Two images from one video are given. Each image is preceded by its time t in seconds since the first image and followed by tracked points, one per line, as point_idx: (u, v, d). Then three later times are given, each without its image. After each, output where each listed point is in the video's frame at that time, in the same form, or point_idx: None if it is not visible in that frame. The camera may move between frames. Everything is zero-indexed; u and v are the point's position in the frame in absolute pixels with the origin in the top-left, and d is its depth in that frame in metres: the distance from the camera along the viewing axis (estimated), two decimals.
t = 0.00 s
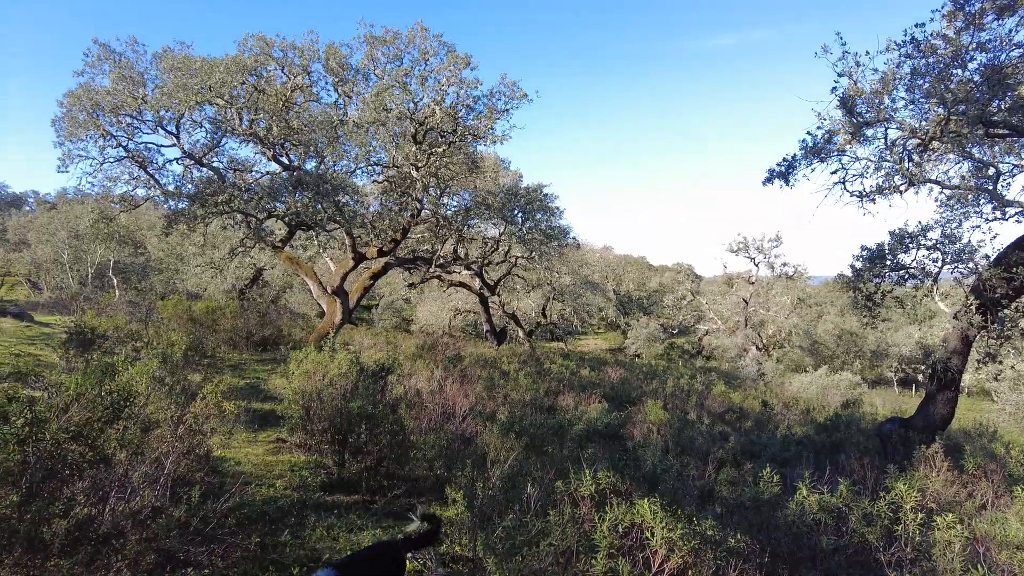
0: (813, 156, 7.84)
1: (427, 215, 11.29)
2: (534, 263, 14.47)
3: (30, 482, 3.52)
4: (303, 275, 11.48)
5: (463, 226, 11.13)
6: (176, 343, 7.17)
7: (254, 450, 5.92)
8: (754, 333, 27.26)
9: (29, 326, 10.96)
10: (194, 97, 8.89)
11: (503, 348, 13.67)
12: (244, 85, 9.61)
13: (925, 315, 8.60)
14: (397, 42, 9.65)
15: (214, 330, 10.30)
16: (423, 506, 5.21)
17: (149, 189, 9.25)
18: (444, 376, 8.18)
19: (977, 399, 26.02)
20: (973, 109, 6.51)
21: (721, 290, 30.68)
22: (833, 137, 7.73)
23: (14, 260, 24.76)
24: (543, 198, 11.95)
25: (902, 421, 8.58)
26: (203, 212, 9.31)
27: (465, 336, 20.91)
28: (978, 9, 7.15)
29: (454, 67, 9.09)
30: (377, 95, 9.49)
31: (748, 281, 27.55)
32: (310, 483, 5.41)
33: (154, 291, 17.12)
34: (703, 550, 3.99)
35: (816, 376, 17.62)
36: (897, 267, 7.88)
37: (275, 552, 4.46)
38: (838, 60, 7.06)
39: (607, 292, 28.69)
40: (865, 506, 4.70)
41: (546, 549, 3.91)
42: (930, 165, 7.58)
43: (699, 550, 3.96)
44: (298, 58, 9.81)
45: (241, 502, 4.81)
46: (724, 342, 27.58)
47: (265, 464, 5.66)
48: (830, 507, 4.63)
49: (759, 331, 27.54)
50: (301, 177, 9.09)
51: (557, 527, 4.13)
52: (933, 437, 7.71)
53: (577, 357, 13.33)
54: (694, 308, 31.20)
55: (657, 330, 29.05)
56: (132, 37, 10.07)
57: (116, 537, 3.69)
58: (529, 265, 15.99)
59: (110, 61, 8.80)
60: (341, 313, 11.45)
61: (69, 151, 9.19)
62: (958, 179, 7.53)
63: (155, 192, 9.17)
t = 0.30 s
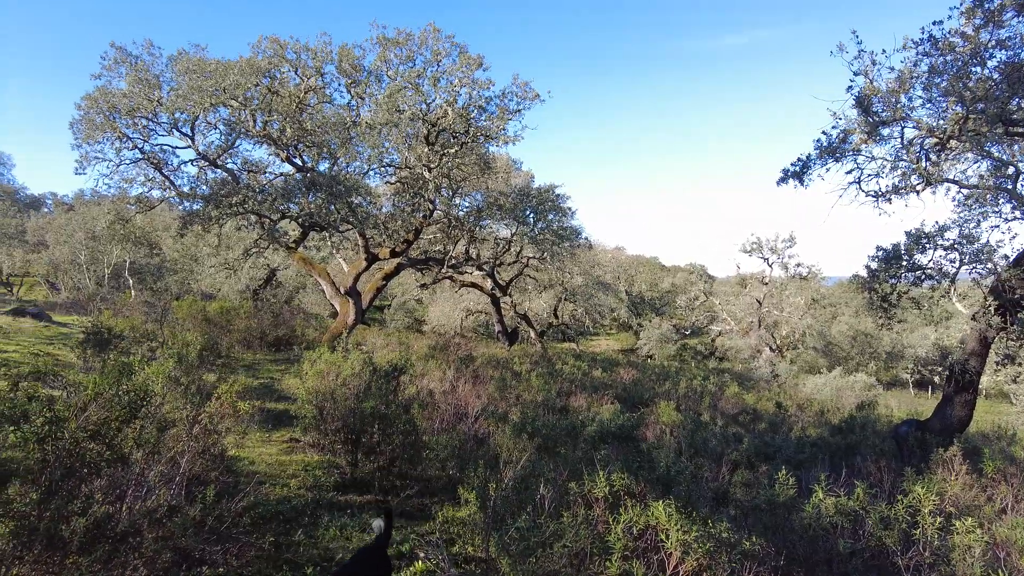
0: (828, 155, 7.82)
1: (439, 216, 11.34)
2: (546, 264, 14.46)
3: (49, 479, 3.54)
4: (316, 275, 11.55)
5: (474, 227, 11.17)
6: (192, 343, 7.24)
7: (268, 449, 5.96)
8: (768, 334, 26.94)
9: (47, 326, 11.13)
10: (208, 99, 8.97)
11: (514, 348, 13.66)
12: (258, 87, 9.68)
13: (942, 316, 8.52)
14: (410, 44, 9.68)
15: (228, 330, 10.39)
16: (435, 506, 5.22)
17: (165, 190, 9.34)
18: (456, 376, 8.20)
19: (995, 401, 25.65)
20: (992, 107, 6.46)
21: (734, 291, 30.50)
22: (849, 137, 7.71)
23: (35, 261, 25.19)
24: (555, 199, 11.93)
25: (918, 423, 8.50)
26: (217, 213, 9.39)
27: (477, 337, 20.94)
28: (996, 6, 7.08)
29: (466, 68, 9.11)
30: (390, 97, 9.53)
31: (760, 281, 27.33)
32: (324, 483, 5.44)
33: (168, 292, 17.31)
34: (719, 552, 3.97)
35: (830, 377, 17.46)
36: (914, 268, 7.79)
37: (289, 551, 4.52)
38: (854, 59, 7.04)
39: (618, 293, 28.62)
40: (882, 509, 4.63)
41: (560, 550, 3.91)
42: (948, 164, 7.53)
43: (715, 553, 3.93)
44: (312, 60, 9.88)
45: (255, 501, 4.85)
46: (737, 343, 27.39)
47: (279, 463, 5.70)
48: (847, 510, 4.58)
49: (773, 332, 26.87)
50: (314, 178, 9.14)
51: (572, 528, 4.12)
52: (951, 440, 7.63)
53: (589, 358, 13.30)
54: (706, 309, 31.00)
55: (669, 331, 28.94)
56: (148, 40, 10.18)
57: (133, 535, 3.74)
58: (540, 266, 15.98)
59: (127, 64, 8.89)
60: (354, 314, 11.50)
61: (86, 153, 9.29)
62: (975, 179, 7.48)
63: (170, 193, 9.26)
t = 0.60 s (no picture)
0: (845, 154, 7.78)
1: (452, 216, 11.36)
2: (559, 264, 14.41)
3: (70, 477, 3.63)
4: (330, 276, 11.61)
5: (487, 227, 11.18)
6: (208, 342, 7.30)
7: (283, 449, 6.00)
8: (783, 335, 26.51)
9: (67, 325, 11.31)
10: (224, 101, 9.03)
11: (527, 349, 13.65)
12: (273, 88, 9.74)
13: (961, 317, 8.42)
14: (423, 44, 9.70)
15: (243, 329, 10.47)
16: (450, 506, 5.24)
17: (180, 191, 9.43)
18: (470, 376, 8.20)
19: (1016, 404, 25.20)
20: (1014, 105, 6.38)
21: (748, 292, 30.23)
22: (867, 135, 7.66)
23: (55, 261, 25.57)
24: (567, 199, 11.88)
25: (937, 426, 8.41)
26: (232, 214, 9.47)
27: (489, 337, 20.95)
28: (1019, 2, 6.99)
29: (479, 68, 9.11)
30: (403, 97, 9.57)
31: (774, 281, 27.09)
32: (339, 483, 5.47)
33: (183, 292, 17.49)
34: (737, 555, 3.95)
35: (846, 378, 17.27)
36: (932, 268, 7.70)
37: (305, 550, 4.56)
38: (872, 58, 7.01)
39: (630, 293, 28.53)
40: (903, 512, 4.56)
41: (576, 551, 3.93)
42: (968, 162, 7.45)
43: (733, 555, 3.91)
44: (326, 61, 9.93)
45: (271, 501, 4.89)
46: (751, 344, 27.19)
47: (294, 463, 5.74)
48: (867, 513, 4.52)
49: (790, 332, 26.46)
50: (328, 178, 9.19)
51: (589, 529, 4.12)
52: (971, 443, 7.55)
53: (602, 359, 13.26)
54: (721, 309, 30.72)
55: (683, 332, 28.83)
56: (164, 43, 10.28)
57: (151, 533, 3.75)
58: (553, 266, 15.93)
59: (144, 66, 8.98)
60: (367, 314, 11.55)
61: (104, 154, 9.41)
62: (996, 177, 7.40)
63: (186, 194, 9.34)
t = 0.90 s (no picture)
0: (863, 154, 7.76)
1: (466, 217, 11.39)
2: (574, 264, 14.38)
3: (93, 476, 3.61)
4: (345, 276, 11.69)
5: (501, 227, 11.19)
6: (225, 343, 7.36)
7: (299, 448, 6.04)
8: (800, 335, 26.28)
9: (87, 325, 11.49)
10: (241, 103, 9.11)
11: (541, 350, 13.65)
12: (289, 90, 9.83)
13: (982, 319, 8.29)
14: (438, 46, 9.72)
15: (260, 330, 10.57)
16: (465, 506, 5.25)
17: (198, 193, 9.53)
18: (484, 377, 8.19)
19: None
20: None
21: (765, 292, 29.95)
22: (886, 134, 7.64)
23: (76, 262, 25.92)
24: (582, 199, 11.85)
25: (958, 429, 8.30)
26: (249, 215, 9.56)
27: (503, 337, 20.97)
28: None
29: (494, 69, 9.12)
30: (418, 99, 9.61)
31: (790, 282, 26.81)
32: (355, 482, 5.50)
33: (200, 292, 17.69)
34: (755, 558, 3.92)
35: (864, 380, 17.06)
36: (953, 268, 7.60)
37: (320, 549, 4.60)
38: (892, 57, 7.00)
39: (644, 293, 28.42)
40: (924, 517, 4.48)
41: (593, 554, 3.95)
42: (989, 161, 7.38)
43: (751, 559, 3.89)
44: (341, 63, 9.99)
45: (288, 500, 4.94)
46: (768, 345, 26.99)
47: (311, 462, 5.79)
48: (889, 518, 4.46)
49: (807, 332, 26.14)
50: (344, 180, 9.25)
51: (605, 531, 4.12)
52: (993, 446, 7.45)
53: (617, 359, 13.22)
54: (736, 310, 30.46)
55: (699, 333, 28.79)
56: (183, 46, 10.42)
57: (172, 531, 3.81)
58: (567, 266, 15.90)
59: (162, 69, 9.08)
60: (382, 314, 11.63)
61: (123, 156, 9.54)
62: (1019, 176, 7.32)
63: (203, 195, 9.43)
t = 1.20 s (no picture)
0: (883, 153, 7.75)
1: (482, 217, 11.43)
2: (589, 265, 14.34)
3: (118, 474, 3.69)
4: (361, 277, 11.77)
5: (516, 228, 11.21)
6: (244, 343, 7.44)
7: (317, 448, 6.09)
8: (817, 336, 25.83)
9: (108, 325, 11.67)
10: (259, 105, 9.18)
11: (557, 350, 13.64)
12: (306, 92, 9.91)
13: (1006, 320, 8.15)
14: (454, 47, 9.75)
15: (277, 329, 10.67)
16: (481, 506, 5.26)
17: (217, 194, 9.63)
18: (500, 377, 8.19)
19: None
20: None
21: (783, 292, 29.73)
22: (907, 133, 7.61)
23: (97, 263, 26.29)
24: (597, 199, 11.81)
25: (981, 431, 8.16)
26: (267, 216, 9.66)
27: (518, 338, 21.00)
28: None
29: (509, 70, 9.12)
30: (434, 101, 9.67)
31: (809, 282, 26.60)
32: (372, 482, 5.53)
33: (217, 293, 17.92)
34: (775, 561, 3.89)
35: (883, 381, 16.83)
36: (976, 268, 7.50)
37: (339, 548, 4.61)
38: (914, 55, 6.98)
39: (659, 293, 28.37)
40: (948, 521, 4.41)
41: (612, 555, 3.94)
42: (1014, 159, 7.31)
43: (772, 561, 3.86)
44: (358, 65, 10.07)
45: (306, 500, 4.99)
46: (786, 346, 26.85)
47: (329, 462, 5.83)
48: (912, 522, 4.39)
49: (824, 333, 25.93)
50: (361, 181, 9.32)
51: (624, 533, 4.11)
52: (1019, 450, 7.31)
53: (632, 360, 13.16)
54: (753, 310, 30.20)
55: (716, 334, 28.84)
56: (201, 50, 10.55)
57: (194, 530, 3.86)
58: (581, 266, 15.86)
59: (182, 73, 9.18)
60: (398, 314, 11.71)
61: (144, 159, 9.67)
62: None
63: (222, 197, 9.54)
